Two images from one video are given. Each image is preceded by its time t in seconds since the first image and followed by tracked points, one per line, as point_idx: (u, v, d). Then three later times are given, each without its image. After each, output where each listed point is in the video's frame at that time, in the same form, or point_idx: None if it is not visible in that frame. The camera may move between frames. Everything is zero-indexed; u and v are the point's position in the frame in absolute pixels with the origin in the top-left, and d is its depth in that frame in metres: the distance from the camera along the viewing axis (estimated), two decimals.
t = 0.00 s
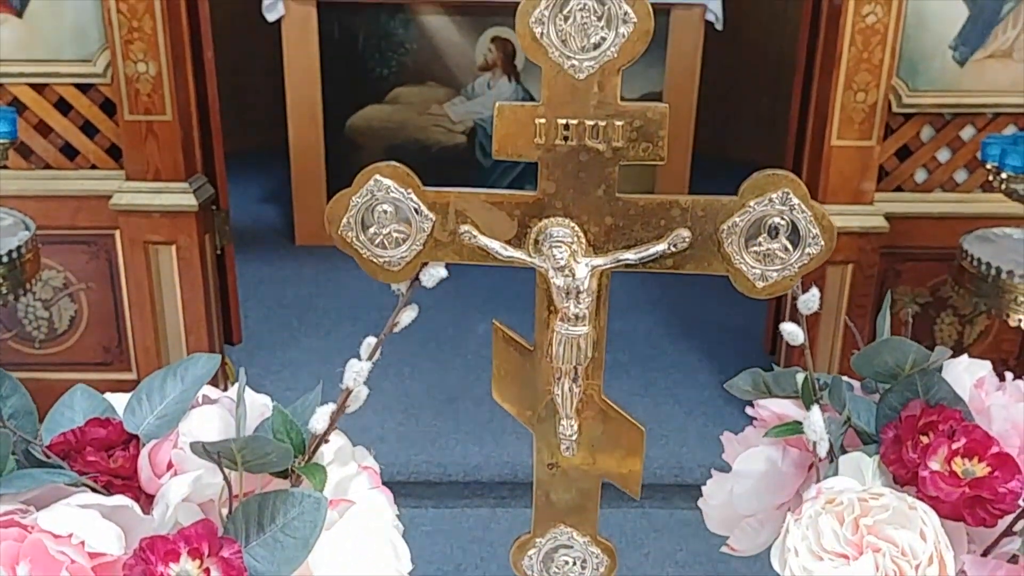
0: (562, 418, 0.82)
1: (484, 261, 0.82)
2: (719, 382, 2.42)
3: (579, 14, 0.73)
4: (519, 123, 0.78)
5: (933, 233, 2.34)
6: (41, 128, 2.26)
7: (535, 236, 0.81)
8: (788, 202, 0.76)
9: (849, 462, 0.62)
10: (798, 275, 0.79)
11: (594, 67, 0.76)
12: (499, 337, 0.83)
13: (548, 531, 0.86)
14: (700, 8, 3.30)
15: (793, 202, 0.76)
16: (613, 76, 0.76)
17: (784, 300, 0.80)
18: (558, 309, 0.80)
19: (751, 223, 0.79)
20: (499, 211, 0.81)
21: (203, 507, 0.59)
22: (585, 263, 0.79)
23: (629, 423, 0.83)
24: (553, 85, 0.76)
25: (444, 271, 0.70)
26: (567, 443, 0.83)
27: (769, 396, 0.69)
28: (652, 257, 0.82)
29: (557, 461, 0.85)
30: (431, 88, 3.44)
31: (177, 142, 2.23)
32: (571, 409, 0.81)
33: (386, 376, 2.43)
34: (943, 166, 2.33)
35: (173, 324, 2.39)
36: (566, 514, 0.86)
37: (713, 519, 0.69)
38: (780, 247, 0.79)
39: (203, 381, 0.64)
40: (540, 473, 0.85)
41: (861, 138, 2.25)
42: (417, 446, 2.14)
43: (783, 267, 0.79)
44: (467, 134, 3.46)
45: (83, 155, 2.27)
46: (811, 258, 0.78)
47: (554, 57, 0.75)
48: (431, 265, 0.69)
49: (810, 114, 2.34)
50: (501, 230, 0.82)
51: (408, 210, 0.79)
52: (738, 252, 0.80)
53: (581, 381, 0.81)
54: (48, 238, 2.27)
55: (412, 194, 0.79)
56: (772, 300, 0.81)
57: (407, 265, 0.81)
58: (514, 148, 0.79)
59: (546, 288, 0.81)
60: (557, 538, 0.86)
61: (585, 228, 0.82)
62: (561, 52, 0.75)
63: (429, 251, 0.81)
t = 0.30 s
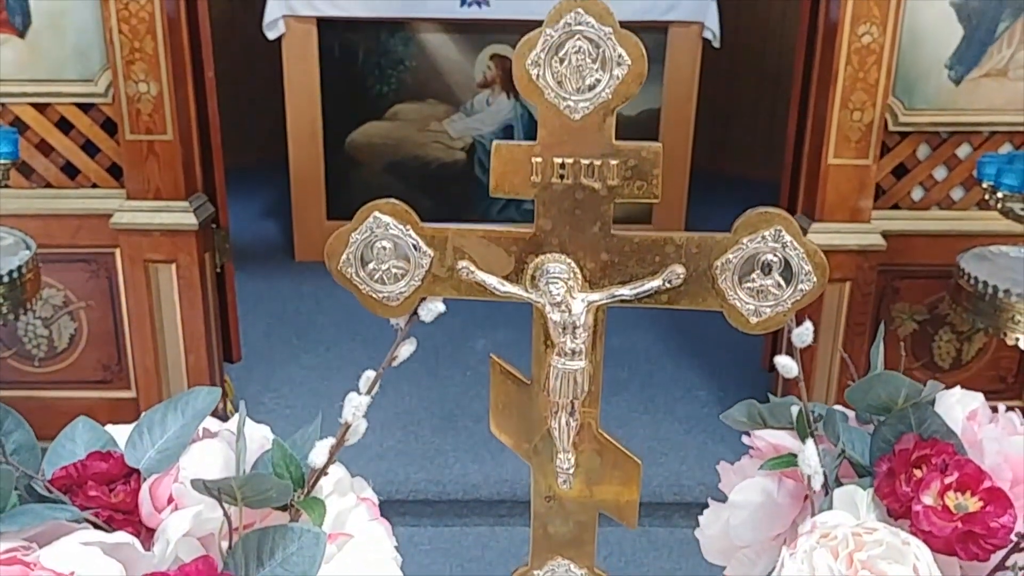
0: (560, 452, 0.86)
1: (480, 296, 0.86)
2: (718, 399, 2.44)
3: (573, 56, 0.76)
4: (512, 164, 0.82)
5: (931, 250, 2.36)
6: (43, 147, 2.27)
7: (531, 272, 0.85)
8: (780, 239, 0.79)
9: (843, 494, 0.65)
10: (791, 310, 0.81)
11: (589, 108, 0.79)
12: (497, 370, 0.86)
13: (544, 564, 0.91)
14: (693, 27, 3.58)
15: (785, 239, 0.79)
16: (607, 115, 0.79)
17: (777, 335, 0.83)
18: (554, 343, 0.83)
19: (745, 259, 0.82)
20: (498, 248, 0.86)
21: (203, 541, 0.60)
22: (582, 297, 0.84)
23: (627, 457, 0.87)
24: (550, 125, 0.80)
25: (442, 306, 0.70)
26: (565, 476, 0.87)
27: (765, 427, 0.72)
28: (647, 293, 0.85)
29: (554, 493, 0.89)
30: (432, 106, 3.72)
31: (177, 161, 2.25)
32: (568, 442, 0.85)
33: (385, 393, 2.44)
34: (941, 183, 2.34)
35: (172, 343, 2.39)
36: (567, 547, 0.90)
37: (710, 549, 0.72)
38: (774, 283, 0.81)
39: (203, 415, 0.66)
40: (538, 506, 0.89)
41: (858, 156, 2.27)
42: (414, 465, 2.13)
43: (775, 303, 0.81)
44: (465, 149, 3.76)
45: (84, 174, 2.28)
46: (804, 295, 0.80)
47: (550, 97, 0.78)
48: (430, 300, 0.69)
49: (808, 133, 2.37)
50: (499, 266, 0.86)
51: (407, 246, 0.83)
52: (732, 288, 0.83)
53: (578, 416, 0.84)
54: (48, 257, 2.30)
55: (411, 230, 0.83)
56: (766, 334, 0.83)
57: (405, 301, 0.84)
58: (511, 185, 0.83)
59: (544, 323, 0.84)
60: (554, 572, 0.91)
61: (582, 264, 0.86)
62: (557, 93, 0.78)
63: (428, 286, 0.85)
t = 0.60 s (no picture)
0: (559, 484, 0.91)
1: (479, 329, 0.91)
2: (717, 422, 2.44)
3: (570, 97, 0.81)
4: (511, 203, 0.87)
5: (930, 273, 2.37)
6: (44, 170, 2.29)
7: (529, 306, 0.90)
8: (776, 274, 0.84)
9: (841, 528, 0.66)
10: (786, 345, 0.87)
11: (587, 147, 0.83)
12: (496, 403, 0.91)
13: None
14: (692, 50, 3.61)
15: (780, 274, 0.84)
16: (604, 153, 0.84)
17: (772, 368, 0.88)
18: (552, 376, 0.88)
19: (740, 295, 0.88)
20: (496, 282, 0.90)
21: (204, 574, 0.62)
22: (580, 331, 0.88)
23: (624, 490, 0.92)
24: (548, 163, 0.84)
25: (441, 339, 0.72)
26: (564, 507, 0.92)
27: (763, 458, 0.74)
28: (645, 327, 0.90)
29: (553, 526, 0.94)
30: (430, 127, 3.74)
31: (178, 184, 2.26)
32: (566, 475, 0.90)
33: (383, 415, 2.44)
34: (938, 207, 2.36)
35: (172, 366, 2.39)
36: None
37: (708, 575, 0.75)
38: (770, 318, 0.87)
39: (202, 448, 0.69)
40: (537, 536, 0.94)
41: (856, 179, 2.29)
42: (413, 487, 2.13)
43: (772, 337, 0.87)
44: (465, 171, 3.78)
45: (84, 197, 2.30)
46: (799, 330, 0.85)
47: (547, 135, 0.83)
48: (430, 334, 0.72)
49: (806, 156, 2.38)
50: (498, 300, 0.91)
51: (407, 281, 0.88)
52: (729, 323, 0.88)
53: (576, 449, 0.89)
54: (49, 279, 2.31)
55: (411, 266, 0.88)
56: (762, 367, 0.88)
57: (405, 335, 0.90)
58: (510, 221, 0.88)
59: (542, 356, 0.89)
60: None
61: (579, 298, 0.90)
62: (555, 132, 0.83)
63: (427, 320, 0.90)
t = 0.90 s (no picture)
0: (559, 518, 0.93)
1: (479, 363, 0.93)
2: (716, 442, 2.45)
3: (569, 136, 0.83)
4: (509, 238, 0.90)
5: (928, 294, 2.38)
6: (44, 193, 2.31)
7: (529, 341, 0.93)
8: (773, 310, 0.86)
9: (841, 561, 0.67)
10: (784, 380, 0.88)
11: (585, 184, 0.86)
12: (497, 439, 0.93)
13: None
14: (691, 71, 3.62)
15: (778, 310, 0.86)
16: (602, 191, 0.87)
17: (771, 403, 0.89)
18: (553, 412, 0.91)
19: (739, 331, 0.90)
20: (496, 318, 0.93)
21: None
22: (579, 367, 0.91)
23: (625, 525, 0.94)
24: (547, 200, 0.87)
25: (441, 376, 0.77)
26: (564, 541, 0.94)
27: (762, 490, 0.75)
28: (643, 363, 0.93)
29: (553, 559, 0.96)
30: (430, 147, 3.76)
31: (178, 206, 2.26)
32: (567, 509, 0.92)
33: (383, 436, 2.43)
34: (936, 228, 2.37)
35: (171, 387, 2.39)
36: None
37: None
38: (768, 354, 0.88)
39: (203, 482, 0.72)
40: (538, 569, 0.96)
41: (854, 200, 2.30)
42: (412, 509, 2.12)
43: (771, 372, 0.88)
44: (465, 191, 3.80)
45: (86, 219, 2.31)
46: (798, 365, 0.87)
47: (547, 174, 0.85)
48: (429, 370, 0.77)
49: (804, 178, 2.39)
50: (498, 335, 0.93)
51: (408, 316, 0.89)
52: (727, 359, 0.90)
53: (576, 483, 0.91)
54: (49, 301, 2.32)
55: (411, 302, 0.89)
56: (762, 403, 0.90)
57: (406, 370, 0.90)
58: (508, 257, 0.91)
59: (542, 391, 0.92)
60: None
61: (579, 334, 0.93)
62: (554, 171, 0.85)
63: (427, 356, 0.92)
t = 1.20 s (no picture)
0: (560, 552, 0.95)
1: (481, 398, 0.96)
2: (716, 463, 2.45)
3: (570, 177, 0.86)
4: (508, 276, 0.93)
5: (928, 313, 2.39)
6: (47, 215, 2.32)
7: (531, 377, 0.96)
8: (771, 348, 0.89)
9: None
10: (783, 415, 0.91)
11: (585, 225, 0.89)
12: (498, 474, 0.96)
13: None
14: (689, 91, 3.65)
15: (776, 347, 0.88)
16: (602, 231, 0.90)
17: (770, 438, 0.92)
18: (555, 447, 0.92)
19: (737, 368, 0.93)
20: (498, 354, 0.96)
21: None
22: (580, 403, 0.93)
23: (625, 559, 0.96)
24: (549, 239, 0.90)
25: (444, 411, 0.82)
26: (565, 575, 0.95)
27: (761, 522, 0.76)
28: (644, 398, 0.96)
29: None
30: (430, 167, 3.79)
31: (180, 228, 2.27)
32: (567, 543, 0.94)
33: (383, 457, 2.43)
34: (934, 248, 2.38)
35: (172, 408, 2.40)
36: None
37: None
38: (767, 390, 0.91)
39: (209, 517, 0.74)
40: None
41: (851, 222, 2.31)
42: (412, 530, 2.12)
43: (768, 409, 0.91)
44: (465, 210, 3.83)
45: (88, 241, 2.33)
46: (796, 401, 0.90)
47: (548, 215, 0.88)
48: (432, 406, 0.82)
49: (802, 200, 2.41)
50: (499, 371, 0.97)
51: (412, 352, 0.93)
52: (726, 395, 0.94)
53: (576, 518, 0.93)
54: (51, 322, 2.33)
55: (415, 337, 0.93)
56: (760, 437, 0.93)
57: (409, 405, 0.94)
58: (510, 295, 0.94)
59: (544, 425, 0.95)
60: None
61: (580, 370, 0.97)
62: (555, 212, 0.88)
63: (430, 391, 0.95)
